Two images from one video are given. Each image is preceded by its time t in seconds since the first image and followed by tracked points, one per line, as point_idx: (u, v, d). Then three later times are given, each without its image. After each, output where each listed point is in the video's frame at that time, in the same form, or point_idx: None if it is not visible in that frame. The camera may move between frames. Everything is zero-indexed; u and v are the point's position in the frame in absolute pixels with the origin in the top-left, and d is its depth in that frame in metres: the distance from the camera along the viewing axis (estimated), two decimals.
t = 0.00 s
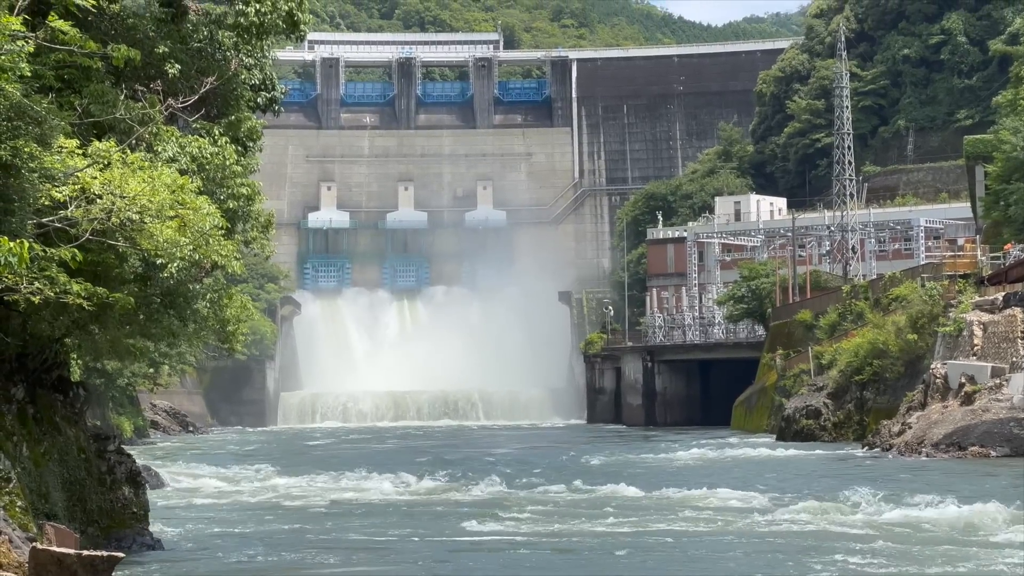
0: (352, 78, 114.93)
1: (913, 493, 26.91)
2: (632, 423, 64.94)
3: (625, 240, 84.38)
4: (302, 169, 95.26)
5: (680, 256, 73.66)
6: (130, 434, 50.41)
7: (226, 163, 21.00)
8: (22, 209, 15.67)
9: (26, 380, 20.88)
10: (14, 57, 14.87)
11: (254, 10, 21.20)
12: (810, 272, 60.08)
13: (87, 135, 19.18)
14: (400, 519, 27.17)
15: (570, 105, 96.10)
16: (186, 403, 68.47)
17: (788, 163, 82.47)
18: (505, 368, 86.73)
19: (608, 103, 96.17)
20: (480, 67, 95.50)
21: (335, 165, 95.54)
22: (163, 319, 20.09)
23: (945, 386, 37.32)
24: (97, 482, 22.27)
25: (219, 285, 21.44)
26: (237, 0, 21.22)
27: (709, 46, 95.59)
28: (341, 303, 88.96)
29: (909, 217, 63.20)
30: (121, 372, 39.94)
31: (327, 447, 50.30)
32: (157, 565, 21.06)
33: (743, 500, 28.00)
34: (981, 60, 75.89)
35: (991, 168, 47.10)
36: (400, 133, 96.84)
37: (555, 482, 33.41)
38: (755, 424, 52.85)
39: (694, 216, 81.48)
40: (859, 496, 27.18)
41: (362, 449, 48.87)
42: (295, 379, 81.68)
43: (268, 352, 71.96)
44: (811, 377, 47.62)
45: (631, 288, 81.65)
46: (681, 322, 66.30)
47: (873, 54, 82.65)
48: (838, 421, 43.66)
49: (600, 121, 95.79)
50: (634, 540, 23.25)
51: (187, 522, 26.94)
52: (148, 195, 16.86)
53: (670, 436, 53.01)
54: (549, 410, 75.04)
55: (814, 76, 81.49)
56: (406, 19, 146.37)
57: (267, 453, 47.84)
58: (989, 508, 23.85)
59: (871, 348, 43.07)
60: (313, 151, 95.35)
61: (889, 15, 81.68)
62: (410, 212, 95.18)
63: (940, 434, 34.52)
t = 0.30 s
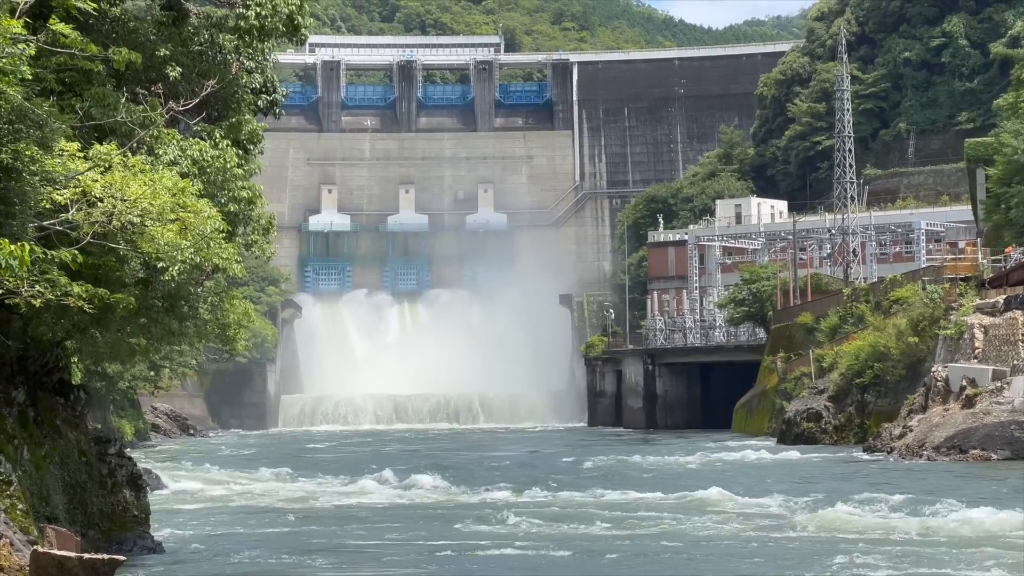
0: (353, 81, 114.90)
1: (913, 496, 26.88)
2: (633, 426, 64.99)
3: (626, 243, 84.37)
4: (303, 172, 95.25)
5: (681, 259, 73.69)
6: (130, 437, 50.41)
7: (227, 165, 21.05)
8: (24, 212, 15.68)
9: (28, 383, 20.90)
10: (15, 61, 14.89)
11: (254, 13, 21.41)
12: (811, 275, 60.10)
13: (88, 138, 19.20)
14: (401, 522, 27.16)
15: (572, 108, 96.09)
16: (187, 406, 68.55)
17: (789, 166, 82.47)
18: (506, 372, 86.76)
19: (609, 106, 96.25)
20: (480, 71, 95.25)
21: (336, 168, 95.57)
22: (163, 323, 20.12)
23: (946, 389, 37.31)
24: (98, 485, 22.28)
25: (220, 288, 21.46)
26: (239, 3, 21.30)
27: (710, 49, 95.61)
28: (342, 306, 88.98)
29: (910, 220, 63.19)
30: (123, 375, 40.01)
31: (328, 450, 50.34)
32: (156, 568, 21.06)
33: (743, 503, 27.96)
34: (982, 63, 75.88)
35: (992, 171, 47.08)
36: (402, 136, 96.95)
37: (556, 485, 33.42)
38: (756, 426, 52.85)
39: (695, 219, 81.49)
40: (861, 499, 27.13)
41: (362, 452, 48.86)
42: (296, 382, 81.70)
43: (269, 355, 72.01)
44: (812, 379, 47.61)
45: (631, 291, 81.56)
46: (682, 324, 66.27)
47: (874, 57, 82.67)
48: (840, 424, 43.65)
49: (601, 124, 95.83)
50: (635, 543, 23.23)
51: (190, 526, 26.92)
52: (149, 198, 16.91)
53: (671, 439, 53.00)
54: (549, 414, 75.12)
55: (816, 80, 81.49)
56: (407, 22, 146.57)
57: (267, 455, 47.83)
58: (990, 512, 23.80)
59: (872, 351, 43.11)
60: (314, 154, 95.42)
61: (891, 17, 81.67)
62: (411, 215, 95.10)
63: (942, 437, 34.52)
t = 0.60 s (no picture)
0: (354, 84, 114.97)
1: (914, 499, 26.85)
2: (634, 428, 64.86)
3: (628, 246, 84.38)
4: (303, 174, 95.25)
5: (682, 262, 73.70)
6: (131, 440, 50.40)
7: (228, 168, 21.05)
8: (25, 215, 15.70)
9: (29, 386, 20.91)
10: (16, 64, 14.92)
11: (255, 16, 21.45)
12: (812, 277, 60.10)
13: (90, 141, 19.22)
14: (403, 525, 27.16)
15: (573, 110, 96.05)
16: (188, 409, 68.46)
17: (790, 168, 82.48)
18: (507, 375, 86.73)
19: (610, 108, 96.28)
20: (481, 73, 95.18)
21: (337, 170, 95.48)
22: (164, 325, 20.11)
23: (947, 391, 37.28)
24: (99, 488, 22.28)
25: (221, 291, 21.44)
26: (241, 6, 21.38)
27: (710, 51, 95.66)
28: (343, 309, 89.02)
29: (911, 222, 63.15)
30: (123, 378, 40.03)
31: (328, 452, 50.37)
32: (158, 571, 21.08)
33: (744, 506, 27.94)
34: (982, 65, 75.82)
35: (993, 173, 47.05)
36: (403, 139, 97.03)
37: (557, 488, 33.44)
38: (758, 429, 52.80)
39: (696, 221, 81.46)
40: (862, 502, 27.10)
41: (362, 455, 48.83)
42: (297, 385, 81.71)
43: (269, 357, 71.99)
44: (813, 382, 47.59)
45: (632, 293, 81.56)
46: (683, 327, 66.21)
47: (875, 60, 82.69)
48: (841, 426, 43.62)
49: (602, 126, 95.85)
50: (636, 546, 23.21)
51: (193, 529, 26.92)
52: (150, 201, 16.91)
53: (672, 442, 53.01)
54: (550, 415, 75.17)
55: (816, 82, 81.48)
56: (408, 25, 146.83)
57: (268, 458, 47.83)
58: (991, 514, 23.78)
59: (873, 353, 43.10)
60: (314, 157, 95.48)
61: (892, 20, 81.67)
62: (411, 217, 94.84)
63: (942, 439, 34.53)
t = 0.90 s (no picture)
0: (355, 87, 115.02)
1: (915, 502, 26.81)
2: (636, 431, 64.71)
3: (629, 249, 84.45)
4: (305, 177, 95.19)
5: (683, 264, 73.65)
6: (133, 443, 50.40)
7: (229, 171, 21.03)
8: (26, 217, 15.73)
9: (30, 389, 20.91)
10: (17, 67, 14.94)
11: (256, 19, 21.58)
12: (813, 280, 60.11)
13: (91, 143, 19.23)
14: (403, 527, 27.17)
15: (573, 114, 96.16)
16: (190, 411, 68.18)
17: (792, 171, 82.45)
18: (508, 379, 86.76)
19: (611, 111, 96.29)
20: (481, 76, 95.18)
21: (338, 173, 95.28)
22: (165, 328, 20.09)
23: (949, 394, 37.31)
24: (100, 490, 22.27)
25: (222, 294, 21.44)
26: (241, 10, 21.47)
27: (711, 54, 95.79)
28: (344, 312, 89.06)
29: (912, 225, 63.14)
30: (124, 381, 40.03)
31: (329, 455, 50.36)
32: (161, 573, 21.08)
33: (746, 508, 27.92)
34: (983, 67, 75.81)
35: (994, 176, 47.04)
36: (404, 142, 96.81)
37: (559, 491, 33.42)
38: (759, 431, 52.78)
39: (697, 224, 81.39)
40: (862, 506, 27.08)
41: (363, 458, 48.81)
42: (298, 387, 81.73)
43: (270, 360, 71.92)
44: (813, 385, 47.58)
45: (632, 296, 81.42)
46: (685, 330, 66.14)
47: (876, 62, 82.71)
48: (842, 429, 43.64)
49: (603, 129, 95.87)
50: (637, 549, 23.21)
51: (194, 531, 26.94)
52: (151, 203, 16.91)
53: (674, 444, 53.00)
54: (552, 418, 75.19)
55: (817, 84, 81.46)
56: (409, 27, 146.71)
57: (269, 460, 47.82)
58: (993, 517, 23.78)
59: (874, 356, 42.87)
60: (316, 160, 95.39)
61: (892, 22, 81.60)
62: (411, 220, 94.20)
63: (943, 442, 34.55)
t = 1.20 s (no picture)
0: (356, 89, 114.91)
1: (916, 504, 26.85)
2: (637, 433, 64.75)
3: (630, 251, 84.56)
4: (306, 180, 95.16)
5: (684, 267, 73.64)
6: (134, 445, 50.40)
7: (231, 173, 21.05)
8: (29, 220, 15.78)
9: (31, 391, 20.92)
10: (18, 70, 14.98)
11: (258, 22, 21.47)
12: (814, 282, 60.08)
13: (93, 145, 19.26)
14: (405, 530, 27.17)
15: (574, 116, 96.01)
16: (192, 414, 68.22)
17: (793, 173, 82.47)
18: (508, 381, 86.89)
19: (612, 113, 96.30)
20: (483, 78, 95.14)
21: (339, 176, 95.29)
22: (167, 329, 20.13)
23: (950, 396, 37.24)
24: (102, 493, 22.24)
25: (225, 296, 21.52)
26: (243, 12, 21.34)
27: (712, 56, 95.77)
28: (344, 315, 89.16)
29: (914, 227, 63.13)
30: (125, 384, 40.04)
31: (331, 458, 50.35)
32: None
33: (747, 511, 27.91)
34: (984, 70, 75.95)
35: (996, 177, 46.98)
36: (406, 145, 96.61)
37: (561, 493, 33.43)
38: (760, 433, 52.73)
39: (698, 226, 81.35)
40: (864, 508, 27.07)
41: (363, 460, 48.74)
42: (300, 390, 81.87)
43: (272, 363, 72.00)
44: (815, 387, 47.55)
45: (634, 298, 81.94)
46: (686, 332, 66.22)
47: (877, 64, 82.79)
48: (843, 431, 43.73)
49: (604, 131, 95.85)
50: (640, 551, 23.22)
51: (193, 533, 26.90)
52: (152, 206, 16.92)
53: (676, 446, 53.00)
54: (553, 420, 75.36)
55: (819, 86, 81.48)
56: (410, 29, 146.55)
57: (270, 463, 47.80)
58: (987, 519, 23.87)
59: (875, 359, 43.06)
60: (317, 163, 95.17)
61: (894, 25, 81.56)
62: (412, 222, 94.77)
63: (944, 444, 34.57)
